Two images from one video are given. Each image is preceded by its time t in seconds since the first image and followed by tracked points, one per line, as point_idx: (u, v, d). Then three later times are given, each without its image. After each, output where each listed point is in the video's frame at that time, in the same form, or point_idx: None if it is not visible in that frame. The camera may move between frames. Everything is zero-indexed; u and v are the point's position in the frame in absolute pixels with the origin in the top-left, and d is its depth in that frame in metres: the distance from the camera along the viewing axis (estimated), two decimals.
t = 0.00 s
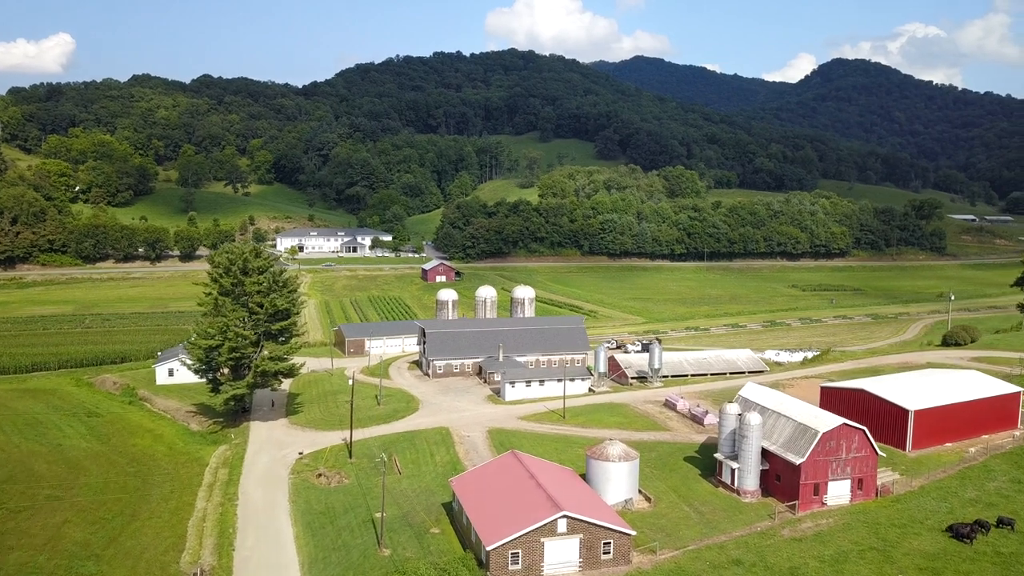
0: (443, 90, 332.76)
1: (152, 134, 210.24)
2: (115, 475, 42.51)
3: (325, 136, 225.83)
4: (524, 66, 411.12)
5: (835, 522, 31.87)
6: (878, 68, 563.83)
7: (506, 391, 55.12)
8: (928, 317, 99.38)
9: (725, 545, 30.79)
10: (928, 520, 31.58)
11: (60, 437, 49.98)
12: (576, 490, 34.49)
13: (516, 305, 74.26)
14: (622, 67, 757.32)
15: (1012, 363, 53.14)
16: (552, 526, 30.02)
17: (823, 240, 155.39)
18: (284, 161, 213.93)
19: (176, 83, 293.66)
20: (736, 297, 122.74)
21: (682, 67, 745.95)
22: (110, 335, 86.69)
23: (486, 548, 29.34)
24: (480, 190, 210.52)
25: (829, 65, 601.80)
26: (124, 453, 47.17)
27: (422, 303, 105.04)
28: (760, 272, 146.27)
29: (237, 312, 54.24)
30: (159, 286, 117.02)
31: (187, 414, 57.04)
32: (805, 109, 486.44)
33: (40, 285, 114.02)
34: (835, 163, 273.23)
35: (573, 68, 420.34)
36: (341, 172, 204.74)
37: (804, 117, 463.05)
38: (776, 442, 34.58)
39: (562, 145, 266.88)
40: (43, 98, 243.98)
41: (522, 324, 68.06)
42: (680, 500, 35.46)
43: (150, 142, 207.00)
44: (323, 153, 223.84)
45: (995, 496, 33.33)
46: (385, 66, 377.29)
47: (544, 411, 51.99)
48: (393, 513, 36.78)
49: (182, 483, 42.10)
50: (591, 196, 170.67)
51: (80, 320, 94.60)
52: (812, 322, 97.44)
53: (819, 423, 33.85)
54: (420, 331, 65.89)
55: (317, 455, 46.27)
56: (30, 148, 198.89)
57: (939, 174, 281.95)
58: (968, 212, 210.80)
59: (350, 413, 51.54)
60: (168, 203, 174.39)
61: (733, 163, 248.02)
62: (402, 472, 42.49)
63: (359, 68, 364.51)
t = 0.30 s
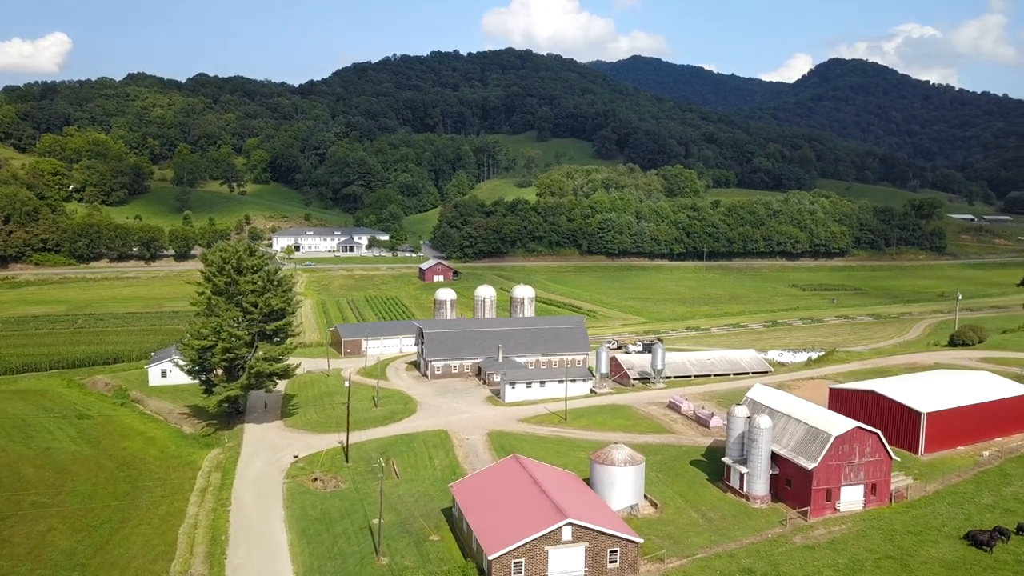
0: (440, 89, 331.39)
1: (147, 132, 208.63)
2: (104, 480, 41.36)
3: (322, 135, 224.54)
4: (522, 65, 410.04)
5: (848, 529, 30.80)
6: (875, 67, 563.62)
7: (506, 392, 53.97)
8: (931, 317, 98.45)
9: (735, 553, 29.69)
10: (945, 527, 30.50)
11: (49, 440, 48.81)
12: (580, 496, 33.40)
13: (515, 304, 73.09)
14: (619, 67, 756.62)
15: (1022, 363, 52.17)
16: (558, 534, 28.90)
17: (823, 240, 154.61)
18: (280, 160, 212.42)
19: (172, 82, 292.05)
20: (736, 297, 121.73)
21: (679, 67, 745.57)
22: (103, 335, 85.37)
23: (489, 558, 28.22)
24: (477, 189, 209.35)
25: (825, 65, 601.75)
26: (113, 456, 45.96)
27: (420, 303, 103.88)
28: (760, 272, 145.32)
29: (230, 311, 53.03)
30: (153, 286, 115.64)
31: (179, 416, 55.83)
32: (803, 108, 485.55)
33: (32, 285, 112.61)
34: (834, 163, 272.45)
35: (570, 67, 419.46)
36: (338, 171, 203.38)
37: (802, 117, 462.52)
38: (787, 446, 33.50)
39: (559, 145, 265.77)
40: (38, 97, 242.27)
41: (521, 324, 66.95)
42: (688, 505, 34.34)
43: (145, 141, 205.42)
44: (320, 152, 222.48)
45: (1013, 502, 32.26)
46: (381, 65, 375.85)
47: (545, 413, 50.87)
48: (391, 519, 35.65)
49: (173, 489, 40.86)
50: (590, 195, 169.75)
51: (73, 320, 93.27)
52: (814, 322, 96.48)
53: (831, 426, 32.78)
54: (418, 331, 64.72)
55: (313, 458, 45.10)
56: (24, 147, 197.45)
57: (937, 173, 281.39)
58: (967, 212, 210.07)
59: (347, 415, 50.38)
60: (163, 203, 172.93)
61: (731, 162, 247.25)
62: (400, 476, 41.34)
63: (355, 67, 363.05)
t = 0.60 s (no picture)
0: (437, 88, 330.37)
1: (143, 131, 206.97)
2: (93, 485, 40.20)
3: (318, 134, 223.20)
4: (519, 64, 408.91)
5: (863, 537, 29.73)
6: (872, 67, 563.29)
7: (506, 394, 52.87)
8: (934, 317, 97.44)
9: (747, 562, 28.60)
10: (963, 534, 29.44)
11: (37, 444, 47.61)
12: (585, 502, 32.31)
13: (515, 304, 71.95)
14: (616, 67, 756.25)
15: None
16: (563, 542, 27.90)
17: (823, 239, 153.66)
18: (277, 159, 210.93)
19: (168, 81, 290.51)
20: (736, 297, 120.64)
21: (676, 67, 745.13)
22: (97, 336, 84.05)
23: (492, 567, 27.20)
24: (475, 188, 208.13)
25: (823, 65, 601.51)
26: (103, 460, 44.79)
27: (418, 303, 102.76)
28: (759, 271, 144.32)
29: (224, 311, 51.83)
30: (148, 285, 114.23)
31: (172, 418, 54.59)
32: (800, 108, 484.87)
33: (25, 284, 111.11)
34: (832, 162, 271.59)
35: (568, 67, 418.38)
36: (335, 170, 202.12)
37: (800, 117, 461.90)
38: (799, 450, 32.43)
39: (557, 144, 264.70)
40: (32, 96, 240.51)
41: (521, 324, 65.84)
42: (697, 511, 33.25)
43: (140, 140, 203.78)
44: (317, 151, 221.17)
45: None
46: (379, 64, 374.37)
47: (547, 415, 49.78)
48: (389, 525, 34.54)
49: (165, 494, 39.70)
50: (588, 194, 168.76)
51: (65, 320, 91.91)
52: (815, 322, 95.46)
53: (844, 430, 31.70)
54: (416, 332, 63.59)
55: (309, 462, 43.94)
56: (18, 146, 195.93)
57: (935, 173, 280.74)
58: (966, 212, 209.28)
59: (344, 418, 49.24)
60: (158, 202, 171.45)
61: (729, 162, 246.44)
62: (399, 481, 40.22)
63: (352, 66, 361.56)
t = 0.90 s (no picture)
0: (434, 87, 329.04)
1: (138, 130, 205.30)
2: (81, 490, 39.08)
3: (315, 133, 221.91)
4: (516, 63, 407.65)
5: (880, 545, 28.64)
6: (869, 67, 562.97)
7: (506, 396, 51.79)
8: (936, 316, 96.50)
9: (759, 570, 27.50)
10: (983, 542, 28.37)
11: (25, 447, 46.48)
12: (589, 508, 31.27)
13: (515, 304, 70.80)
14: (613, 66, 755.48)
15: None
16: (569, 552, 26.99)
17: (822, 238, 152.81)
18: (273, 158, 209.53)
19: (163, 80, 288.86)
20: (736, 296, 119.65)
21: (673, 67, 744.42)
22: (90, 336, 82.79)
23: None
24: (472, 187, 207.03)
25: (820, 65, 601.21)
26: (93, 464, 43.64)
27: (415, 303, 101.62)
28: (759, 271, 143.39)
29: (218, 310, 50.58)
30: (142, 285, 112.87)
31: (165, 420, 53.42)
32: (797, 107, 484.31)
33: (18, 284, 109.69)
34: (830, 162, 270.88)
35: (565, 66, 417.32)
36: (332, 170, 200.87)
37: (797, 116, 461.33)
38: (811, 454, 31.34)
39: (555, 143, 263.61)
40: (26, 94, 238.69)
41: (520, 324, 64.74)
42: (705, 517, 32.14)
43: (135, 138, 202.17)
44: (313, 150, 219.82)
45: None
46: (375, 63, 372.89)
47: (548, 417, 48.68)
48: (387, 533, 33.40)
49: (156, 499, 38.58)
50: (586, 193, 167.74)
51: (58, 320, 90.61)
52: (817, 322, 94.50)
53: (859, 433, 30.63)
54: (414, 332, 62.48)
55: (304, 466, 42.83)
56: (12, 145, 194.31)
57: (933, 172, 280.11)
58: (965, 211, 208.52)
59: (340, 420, 48.12)
60: (153, 201, 170.01)
61: (727, 161, 245.69)
62: (397, 486, 39.12)
63: (349, 65, 360.06)
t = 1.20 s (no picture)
0: (430, 86, 327.71)
1: (131, 129, 203.38)
2: (68, 497, 37.90)
3: (310, 132, 220.43)
4: (512, 63, 406.46)
5: (896, 553, 27.57)
6: (865, 67, 563.04)
7: (505, 397, 50.71)
8: (937, 316, 95.65)
9: None
10: (1004, 549, 27.31)
11: (11, 451, 45.24)
12: (593, 514, 30.33)
13: (513, 303, 69.65)
14: (608, 66, 754.68)
15: None
16: (575, 562, 26.21)
17: (821, 237, 152.05)
18: (268, 158, 207.85)
19: (158, 79, 286.87)
20: (736, 296, 118.70)
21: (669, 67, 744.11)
22: (81, 336, 81.41)
23: None
24: (469, 186, 205.66)
25: (815, 65, 601.26)
26: (82, 468, 42.53)
27: (412, 302, 100.41)
28: (758, 270, 142.52)
29: (210, 310, 49.38)
30: (135, 285, 111.34)
31: (155, 423, 52.19)
32: (793, 106, 484.07)
33: (9, 284, 108.06)
34: (827, 161, 270.32)
35: (562, 65, 416.29)
36: (327, 169, 199.55)
37: (793, 115, 461.01)
38: (823, 458, 30.26)
39: (551, 142, 262.38)
40: (19, 93, 236.48)
41: (519, 324, 63.60)
42: (713, 524, 31.09)
43: (129, 137, 200.32)
44: (308, 149, 218.38)
45: None
46: (371, 62, 371.16)
47: (549, 419, 47.60)
48: (384, 541, 32.27)
49: (145, 506, 37.46)
50: (584, 192, 166.62)
51: (49, 320, 89.11)
52: (817, 322, 93.56)
53: (872, 437, 29.54)
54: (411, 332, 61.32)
55: (299, 470, 41.68)
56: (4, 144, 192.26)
57: (929, 171, 279.78)
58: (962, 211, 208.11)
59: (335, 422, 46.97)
60: (146, 200, 168.30)
61: (724, 161, 244.99)
62: (394, 491, 37.98)
63: (345, 64, 358.28)
